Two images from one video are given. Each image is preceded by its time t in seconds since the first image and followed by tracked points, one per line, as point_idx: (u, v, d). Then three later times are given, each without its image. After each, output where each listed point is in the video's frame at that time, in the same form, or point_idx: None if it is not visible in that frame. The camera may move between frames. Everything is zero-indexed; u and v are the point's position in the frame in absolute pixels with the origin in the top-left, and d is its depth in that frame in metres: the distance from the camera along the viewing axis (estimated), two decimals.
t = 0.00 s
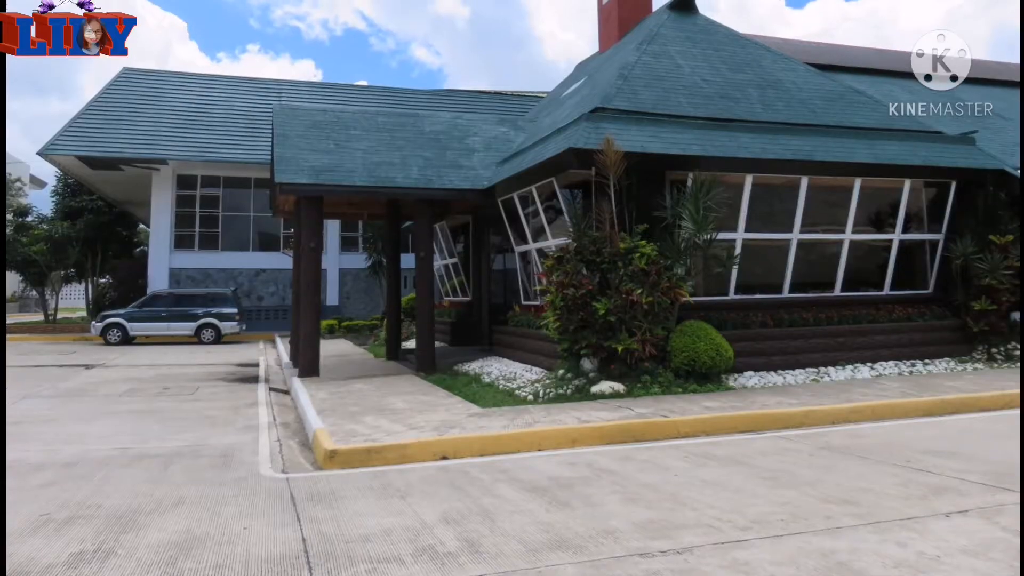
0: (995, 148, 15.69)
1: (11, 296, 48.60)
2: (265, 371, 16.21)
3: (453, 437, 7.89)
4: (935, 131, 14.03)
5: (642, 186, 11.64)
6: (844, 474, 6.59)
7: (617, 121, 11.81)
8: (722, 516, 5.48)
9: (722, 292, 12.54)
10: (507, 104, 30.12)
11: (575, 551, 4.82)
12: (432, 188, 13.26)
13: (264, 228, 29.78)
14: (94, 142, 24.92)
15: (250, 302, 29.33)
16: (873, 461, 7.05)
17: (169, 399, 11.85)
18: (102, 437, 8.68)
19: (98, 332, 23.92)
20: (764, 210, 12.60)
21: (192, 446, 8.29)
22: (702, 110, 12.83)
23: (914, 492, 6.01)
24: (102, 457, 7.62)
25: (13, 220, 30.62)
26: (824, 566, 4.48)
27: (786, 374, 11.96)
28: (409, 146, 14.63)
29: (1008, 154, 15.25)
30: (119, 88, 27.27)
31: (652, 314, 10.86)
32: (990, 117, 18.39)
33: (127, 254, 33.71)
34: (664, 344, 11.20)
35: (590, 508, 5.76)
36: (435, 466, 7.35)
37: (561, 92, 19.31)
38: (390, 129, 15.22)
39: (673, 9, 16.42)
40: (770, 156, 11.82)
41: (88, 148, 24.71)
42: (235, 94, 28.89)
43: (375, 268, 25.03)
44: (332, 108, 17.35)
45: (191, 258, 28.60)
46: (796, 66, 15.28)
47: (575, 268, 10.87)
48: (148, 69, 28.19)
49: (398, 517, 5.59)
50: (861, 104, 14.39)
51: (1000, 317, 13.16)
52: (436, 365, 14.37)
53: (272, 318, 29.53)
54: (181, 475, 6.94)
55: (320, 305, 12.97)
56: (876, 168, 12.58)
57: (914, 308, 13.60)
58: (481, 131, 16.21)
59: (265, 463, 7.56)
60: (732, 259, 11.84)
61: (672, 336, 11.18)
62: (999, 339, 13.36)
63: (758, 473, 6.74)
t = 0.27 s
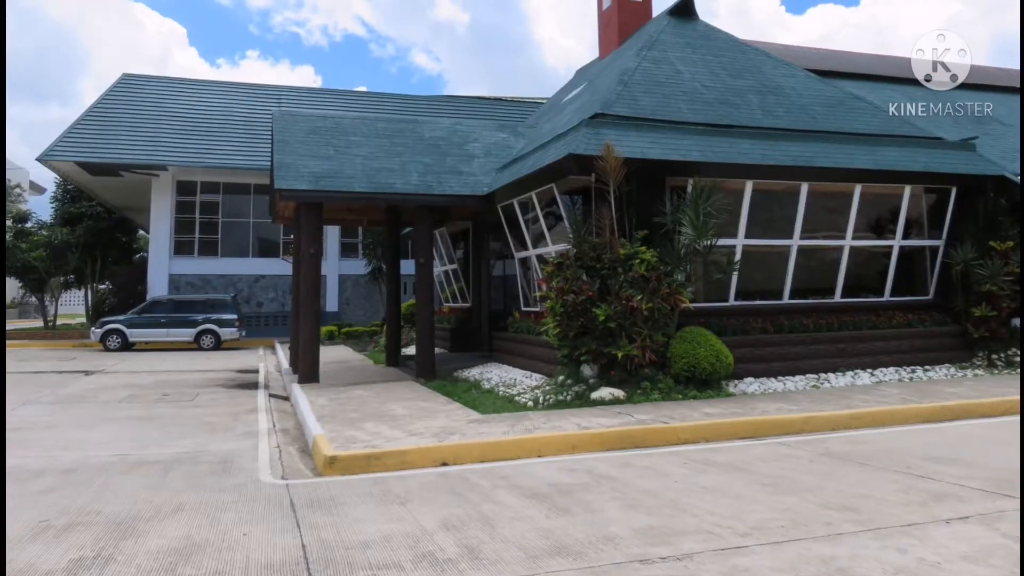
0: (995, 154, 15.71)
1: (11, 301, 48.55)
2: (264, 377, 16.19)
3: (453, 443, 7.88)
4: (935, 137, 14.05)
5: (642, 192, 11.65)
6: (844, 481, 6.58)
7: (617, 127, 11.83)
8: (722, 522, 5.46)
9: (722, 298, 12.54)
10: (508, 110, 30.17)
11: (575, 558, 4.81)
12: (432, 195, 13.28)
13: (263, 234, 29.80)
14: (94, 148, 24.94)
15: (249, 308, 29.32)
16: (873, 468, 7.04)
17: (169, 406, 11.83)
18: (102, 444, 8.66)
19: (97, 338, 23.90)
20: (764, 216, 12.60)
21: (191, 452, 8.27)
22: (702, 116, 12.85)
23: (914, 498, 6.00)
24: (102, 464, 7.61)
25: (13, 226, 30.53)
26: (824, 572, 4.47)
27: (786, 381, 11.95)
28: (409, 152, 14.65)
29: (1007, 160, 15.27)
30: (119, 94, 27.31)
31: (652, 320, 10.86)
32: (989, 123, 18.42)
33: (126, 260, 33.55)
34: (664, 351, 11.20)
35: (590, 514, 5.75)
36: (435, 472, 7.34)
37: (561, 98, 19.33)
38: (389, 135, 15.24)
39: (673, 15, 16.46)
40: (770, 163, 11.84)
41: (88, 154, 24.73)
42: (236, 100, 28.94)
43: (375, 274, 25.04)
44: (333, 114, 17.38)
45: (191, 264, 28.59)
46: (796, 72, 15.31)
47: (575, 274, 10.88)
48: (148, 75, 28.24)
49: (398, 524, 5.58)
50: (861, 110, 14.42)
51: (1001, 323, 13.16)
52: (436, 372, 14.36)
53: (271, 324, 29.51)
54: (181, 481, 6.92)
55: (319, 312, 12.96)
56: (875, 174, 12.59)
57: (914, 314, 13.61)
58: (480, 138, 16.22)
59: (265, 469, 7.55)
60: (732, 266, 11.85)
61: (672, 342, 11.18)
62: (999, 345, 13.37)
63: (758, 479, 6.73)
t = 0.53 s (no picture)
0: (995, 160, 15.73)
1: (11, 308, 48.58)
2: (264, 384, 16.17)
3: (453, 449, 7.87)
4: (935, 143, 14.07)
5: (642, 198, 11.67)
6: (845, 487, 6.57)
7: (617, 133, 11.85)
8: (722, 529, 5.46)
9: (722, 304, 12.55)
10: (508, 116, 30.20)
11: (576, 564, 4.80)
12: (431, 201, 13.29)
13: (263, 240, 29.82)
14: (93, 154, 24.98)
15: (249, 314, 29.32)
16: (874, 474, 7.03)
17: (168, 412, 11.81)
18: (101, 450, 8.65)
19: (97, 345, 23.87)
20: (764, 222, 12.62)
21: (190, 459, 8.26)
22: (701, 122, 12.87)
23: (915, 504, 5.99)
24: (101, 470, 7.60)
25: (13, 232, 30.58)
26: None
27: (786, 387, 11.94)
28: (409, 158, 14.67)
29: (1007, 166, 15.28)
30: (118, 100, 27.36)
31: (652, 326, 10.87)
32: (989, 129, 18.44)
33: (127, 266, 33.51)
34: (664, 357, 11.19)
35: (590, 520, 5.74)
36: (435, 479, 7.33)
37: (561, 104, 19.37)
38: (389, 141, 15.26)
39: (673, 21, 16.49)
40: (770, 169, 11.86)
41: (88, 160, 24.77)
42: (235, 106, 28.98)
43: (374, 280, 25.04)
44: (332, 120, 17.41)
45: (191, 271, 28.59)
46: (796, 78, 15.35)
47: (575, 280, 10.89)
48: (147, 81, 28.29)
49: (398, 530, 5.57)
50: (861, 116, 14.45)
51: (1002, 329, 13.17)
52: (436, 378, 14.35)
53: (271, 330, 29.49)
54: (180, 488, 6.92)
55: (319, 318, 12.94)
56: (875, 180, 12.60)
57: (914, 320, 13.61)
58: (480, 144, 16.25)
59: (265, 475, 7.54)
60: (732, 272, 11.85)
61: (672, 348, 11.18)
62: (999, 352, 13.39)
63: (758, 485, 6.72)
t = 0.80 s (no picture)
0: (995, 166, 15.76)
1: (10, 314, 48.54)
2: (263, 390, 16.15)
3: (453, 455, 7.87)
4: (935, 149, 14.10)
5: (642, 204, 11.69)
6: (845, 493, 6.57)
7: (616, 139, 11.87)
8: (722, 535, 5.45)
9: (722, 310, 12.55)
10: (508, 123, 30.24)
11: (575, 570, 4.80)
12: (431, 207, 13.31)
13: (262, 246, 29.82)
14: (92, 161, 25.02)
15: (249, 320, 29.31)
16: (874, 481, 7.03)
17: (168, 418, 11.80)
18: (101, 456, 8.64)
19: (96, 351, 23.82)
20: (764, 229, 12.63)
21: (190, 465, 8.25)
22: (701, 128, 12.90)
23: (915, 511, 5.99)
24: (101, 476, 7.59)
25: (12, 239, 30.56)
26: None
27: (786, 394, 11.93)
28: (409, 164, 14.69)
29: (1007, 172, 15.30)
30: (118, 106, 27.41)
31: (652, 332, 10.87)
32: (989, 135, 18.46)
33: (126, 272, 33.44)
34: (664, 363, 11.19)
35: (589, 527, 5.74)
36: (435, 485, 7.33)
37: (561, 110, 19.40)
38: (389, 147, 15.28)
39: (673, 27, 16.54)
40: (769, 175, 11.88)
41: (87, 167, 24.79)
42: (235, 112, 29.03)
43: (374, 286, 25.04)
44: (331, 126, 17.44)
45: (190, 277, 28.59)
46: (796, 84, 15.38)
47: (575, 287, 10.91)
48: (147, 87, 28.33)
49: (398, 536, 5.56)
50: (862, 122, 14.47)
51: (1002, 335, 13.16)
52: (436, 385, 14.33)
53: (270, 337, 29.46)
54: (180, 494, 6.91)
55: (318, 324, 12.94)
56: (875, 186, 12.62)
57: (914, 327, 13.61)
58: (480, 150, 16.27)
59: (264, 481, 7.53)
60: (732, 278, 11.86)
61: (672, 354, 11.18)
62: (999, 358, 13.39)
63: (759, 492, 6.71)
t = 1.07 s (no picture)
0: (995, 172, 15.78)
1: (10, 320, 48.57)
2: (263, 396, 16.16)
3: (453, 462, 7.86)
4: (935, 155, 14.12)
5: (642, 210, 11.70)
6: (845, 500, 6.56)
7: (616, 145, 11.89)
8: (722, 541, 5.44)
9: (722, 316, 12.56)
10: (508, 128, 30.29)
11: None
12: (431, 213, 13.33)
13: (262, 252, 29.84)
14: (92, 167, 25.06)
15: (248, 326, 29.32)
16: (874, 487, 7.02)
17: (167, 424, 11.79)
18: (101, 463, 8.64)
19: (95, 357, 23.83)
20: (764, 235, 12.64)
21: (190, 471, 8.25)
22: (701, 134, 12.93)
23: (915, 517, 5.98)
24: (101, 483, 7.58)
25: (11, 245, 30.59)
26: None
27: (787, 400, 11.93)
28: (408, 170, 14.71)
29: (1007, 178, 15.32)
30: (118, 112, 27.46)
31: (652, 338, 10.88)
32: (990, 141, 18.49)
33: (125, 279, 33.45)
34: (664, 369, 11.19)
35: (590, 533, 5.73)
36: (435, 491, 7.32)
37: (561, 116, 19.43)
38: (389, 153, 15.31)
39: (673, 33, 16.59)
40: (769, 181, 11.89)
41: (87, 173, 24.83)
42: (235, 118, 29.08)
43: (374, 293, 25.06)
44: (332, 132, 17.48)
45: (190, 283, 28.61)
46: (796, 90, 15.42)
47: (575, 293, 10.91)
48: (146, 93, 28.40)
49: (398, 543, 5.56)
50: (862, 128, 14.50)
51: (1002, 341, 13.18)
52: (436, 391, 14.33)
53: (270, 343, 29.45)
54: (180, 500, 6.90)
55: (318, 330, 12.94)
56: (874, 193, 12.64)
57: (915, 333, 13.61)
58: (480, 156, 16.29)
59: (264, 488, 7.52)
60: (732, 284, 11.87)
61: (672, 360, 11.18)
62: (1000, 364, 13.40)
63: (759, 498, 6.70)
